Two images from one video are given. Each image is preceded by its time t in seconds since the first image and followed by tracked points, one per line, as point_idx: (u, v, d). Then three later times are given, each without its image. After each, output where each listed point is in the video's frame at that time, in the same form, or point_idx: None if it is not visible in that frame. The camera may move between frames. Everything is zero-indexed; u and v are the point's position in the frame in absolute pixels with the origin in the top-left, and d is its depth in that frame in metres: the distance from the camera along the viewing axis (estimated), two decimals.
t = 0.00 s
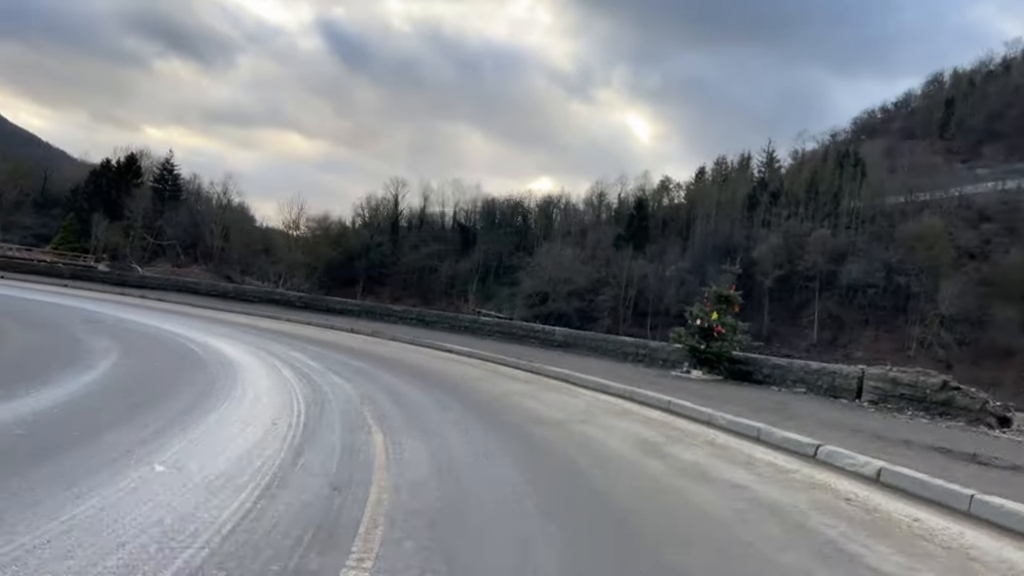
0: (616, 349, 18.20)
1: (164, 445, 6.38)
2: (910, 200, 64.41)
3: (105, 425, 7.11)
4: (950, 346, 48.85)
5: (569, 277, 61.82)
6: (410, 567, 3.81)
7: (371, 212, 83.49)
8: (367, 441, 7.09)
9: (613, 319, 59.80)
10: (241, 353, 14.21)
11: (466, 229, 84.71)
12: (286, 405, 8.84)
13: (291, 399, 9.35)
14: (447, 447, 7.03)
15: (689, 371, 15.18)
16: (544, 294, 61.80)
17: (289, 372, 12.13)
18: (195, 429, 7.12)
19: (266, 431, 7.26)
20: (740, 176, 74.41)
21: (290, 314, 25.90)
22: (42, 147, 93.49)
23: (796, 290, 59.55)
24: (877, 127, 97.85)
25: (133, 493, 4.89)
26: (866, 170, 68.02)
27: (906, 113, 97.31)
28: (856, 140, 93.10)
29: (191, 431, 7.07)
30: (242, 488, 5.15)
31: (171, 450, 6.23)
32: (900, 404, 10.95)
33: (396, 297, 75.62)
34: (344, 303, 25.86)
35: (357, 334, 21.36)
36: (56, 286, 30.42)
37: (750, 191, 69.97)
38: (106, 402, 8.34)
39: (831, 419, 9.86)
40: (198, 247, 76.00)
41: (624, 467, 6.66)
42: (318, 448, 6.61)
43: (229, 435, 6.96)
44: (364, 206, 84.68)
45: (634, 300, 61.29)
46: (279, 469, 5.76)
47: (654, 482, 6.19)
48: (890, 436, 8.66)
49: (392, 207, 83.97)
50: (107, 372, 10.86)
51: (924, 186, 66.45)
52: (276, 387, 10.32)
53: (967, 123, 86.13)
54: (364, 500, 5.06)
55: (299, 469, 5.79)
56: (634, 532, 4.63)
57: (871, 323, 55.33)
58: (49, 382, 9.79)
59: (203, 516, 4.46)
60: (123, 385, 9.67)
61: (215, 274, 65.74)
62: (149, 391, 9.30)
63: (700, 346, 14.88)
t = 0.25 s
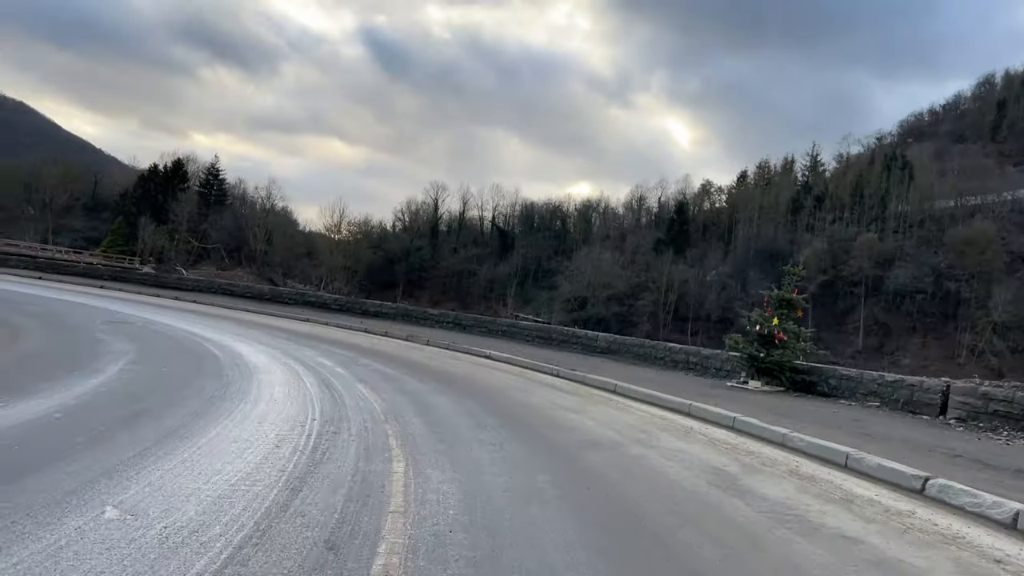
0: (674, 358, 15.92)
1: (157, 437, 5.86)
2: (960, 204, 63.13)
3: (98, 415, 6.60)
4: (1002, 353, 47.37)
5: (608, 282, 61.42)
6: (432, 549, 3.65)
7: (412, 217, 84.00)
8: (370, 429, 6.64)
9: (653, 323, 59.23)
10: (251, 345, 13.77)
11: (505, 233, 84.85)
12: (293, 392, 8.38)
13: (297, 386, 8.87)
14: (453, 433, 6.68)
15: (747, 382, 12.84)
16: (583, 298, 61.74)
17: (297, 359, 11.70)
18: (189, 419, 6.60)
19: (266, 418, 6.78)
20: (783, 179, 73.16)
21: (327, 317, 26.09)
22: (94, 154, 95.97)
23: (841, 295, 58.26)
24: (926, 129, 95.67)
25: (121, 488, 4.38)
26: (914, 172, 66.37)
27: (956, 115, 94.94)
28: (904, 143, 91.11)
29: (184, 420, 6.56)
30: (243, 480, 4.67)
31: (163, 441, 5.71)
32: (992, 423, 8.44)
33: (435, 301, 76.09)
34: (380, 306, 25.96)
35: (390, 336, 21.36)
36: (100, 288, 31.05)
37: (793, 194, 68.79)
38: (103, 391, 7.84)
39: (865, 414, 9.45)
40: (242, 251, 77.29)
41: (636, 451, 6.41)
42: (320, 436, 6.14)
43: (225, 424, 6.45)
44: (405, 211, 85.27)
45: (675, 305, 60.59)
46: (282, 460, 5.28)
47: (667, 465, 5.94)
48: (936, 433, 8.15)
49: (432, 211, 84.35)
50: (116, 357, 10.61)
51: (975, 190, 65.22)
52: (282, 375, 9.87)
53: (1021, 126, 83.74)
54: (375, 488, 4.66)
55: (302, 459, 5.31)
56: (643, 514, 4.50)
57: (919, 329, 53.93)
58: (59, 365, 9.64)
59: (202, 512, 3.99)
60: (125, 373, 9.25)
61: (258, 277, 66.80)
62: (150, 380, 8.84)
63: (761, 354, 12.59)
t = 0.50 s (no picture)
0: (730, 366, 14.51)
1: (144, 458, 5.15)
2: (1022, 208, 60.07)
3: (83, 432, 5.91)
4: None
5: (654, 286, 60.66)
6: None
7: (456, 221, 84.06)
8: (392, 448, 5.92)
9: (700, 329, 58.24)
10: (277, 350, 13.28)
11: (549, 238, 84.48)
12: (310, 405, 7.71)
13: (317, 397, 8.23)
14: (482, 453, 6.02)
15: (817, 393, 11.58)
16: (628, 303, 61.14)
17: (321, 367, 11.11)
18: (188, 437, 5.96)
19: (274, 438, 6.06)
20: (835, 183, 71.50)
21: (368, 320, 26.00)
22: (147, 160, 98.20)
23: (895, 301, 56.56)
24: (984, 131, 92.77)
25: (82, 530, 3.63)
26: (973, 176, 64.24)
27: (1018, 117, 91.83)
28: (962, 146, 88.44)
29: (183, 439, 5.88)
30: (235, 518, 3.94)
31: (153, 464, 5.03)
32: None
33: (479, 305, 76.08)
34: (421, 309, 25.79)
35: (431, 340, 21.14)
36: (145, 290, 31.43)
37: (846, 199, 67.20)
38: (106, 403, 7.28)
39: (921, 426, 9.01)
40: (289, 254, 78.26)
41: (683, 465, 6.03)
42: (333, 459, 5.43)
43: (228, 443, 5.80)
44: (449, 215, 85.44)
45: (723, 310, 59.47)
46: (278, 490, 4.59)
47: (713, 476, 5.65)
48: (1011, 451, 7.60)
49: (476, 216, 84.37)
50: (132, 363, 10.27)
51: None
52: (303, 383, 9.25)
53: None
54: (390, 525, 3.97)
55: (306, 489, 4.62)
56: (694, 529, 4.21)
57: (979, 336, 52.09)
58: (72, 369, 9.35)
59: (170, 567, 3.23)
60: (133, 380, 8.75)
61: (304, 280, 67.54)
62: (160, 388, 8.31)
63: (836, 363, 11.30)
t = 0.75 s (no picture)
0: (800, 377, 13.24)
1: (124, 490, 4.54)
2: None
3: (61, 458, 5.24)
4: None
5: (700, 290, 59.59)
6: None
7: (499, 226, 83.81)
8: (414, 481, 5.16)
9: (748, 334, 57.05)
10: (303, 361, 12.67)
11: (592, 242, 83.75)
12: (327, 427, 7.04)
13: (336, 418, 7.53)
14: (520, 484, 5.29)
15: (903, 409, 10.43)
16: (674, 308, 60.31)
17: (347, 381, 10.44)
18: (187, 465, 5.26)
19: (275, 471, 5.26)
20: (888, 183, 69.54)
21: (409, 325, 25.81)
22: (196, 168, 100.02)
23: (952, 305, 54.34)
24: None
25: None
26: None
27: None
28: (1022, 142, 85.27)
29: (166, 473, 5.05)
30: None
31: (118, 508, 4.19)
32: None
33: (523, 310, 75.73)
34: (462, 315, 25.51)
35: (472, 347, 20.83)
36: (190, 296, 31.72)
37: (900, 200, 65.39)
38: (102, 421, 6.67)
39: (994, 439, 8.47)
40: (334, 260, 78.83)
41: (738, 489, 5.57)
42: (341, 495, 4.70)
43: (226, 473, 5.08)
44: (492, 220, 85.16)
45: (772, 315, 58.09)
46: (276, 536, 3.85)
47: (771, 502, 5.20)
48: None
49: (518, 219, 84.04)
50: (139, 373, 9.87)
51: None
52: (325, 401, 8.58)
53: None
54: None
55: (305, 536, 3.86)
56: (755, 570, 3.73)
57: None
58: (74, 379, 8.98)
59: None
60: (137, 394, 8.28)
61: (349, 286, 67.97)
62: (166, 405, 7.70)
63: (927, 376, 10.12)
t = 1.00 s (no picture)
0: (874, 387, 12.25)
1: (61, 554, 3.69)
2: None
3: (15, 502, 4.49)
4: None
5: (744, 294, 58.49)
6: None
7: (537, 231, 83.35)
8: (437, 514, 4.61)
9: (794, 339, 55.80)
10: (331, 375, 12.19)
11: (632, 246, 82.94)
12: (337, 457, 6.16)
13: (357, 438, 7.00)
14: (567, 517, 4.74)
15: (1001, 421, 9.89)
16: (717, 312, 59.37)
17: (373, 397, 9.91)
18: (184, 497, 4.78)
19: (261, 519, 4.41)
20: (937, 181, 67.60)
21: (448, 332, 25.51)
22: (238, 179, 101.46)
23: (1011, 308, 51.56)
24: None
25: None
26: None
27: None
28: None
29: (129, 522, 4.23)
30: None
31: None
32: None
33: (563, 316, 75.26)
34: (501, 320, 25.15)
35: (512, 355, 20.46)
36: (229, 304, 31.87)
37: (951, 197, 63.21)
38: (97, 446, 6.10)
39: None
40: (373, 267, 79.20)
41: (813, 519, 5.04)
42: (352, 545, 3.98)
43: (227, 506, 4.59)
44: (530, 225, 84.79)
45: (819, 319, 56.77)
46: None
47: (845, 534, 4.67)
48: None
49: (556, 224, 83.55)
50: (144, 387, 9.49)
51: None
52: (346, 419, 8.05)
53: None
54: None
55: None
56: None
57: None
58: (70, 393, 8.61)
59: None
60: (136, 412, 7.82)
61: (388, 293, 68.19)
62: (170, 425, 7.13)
63: None
